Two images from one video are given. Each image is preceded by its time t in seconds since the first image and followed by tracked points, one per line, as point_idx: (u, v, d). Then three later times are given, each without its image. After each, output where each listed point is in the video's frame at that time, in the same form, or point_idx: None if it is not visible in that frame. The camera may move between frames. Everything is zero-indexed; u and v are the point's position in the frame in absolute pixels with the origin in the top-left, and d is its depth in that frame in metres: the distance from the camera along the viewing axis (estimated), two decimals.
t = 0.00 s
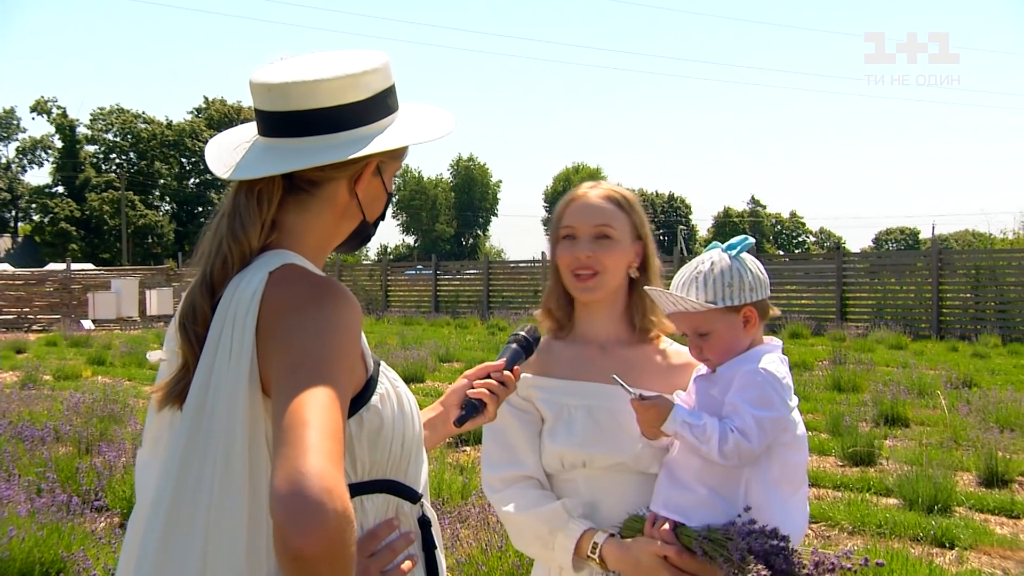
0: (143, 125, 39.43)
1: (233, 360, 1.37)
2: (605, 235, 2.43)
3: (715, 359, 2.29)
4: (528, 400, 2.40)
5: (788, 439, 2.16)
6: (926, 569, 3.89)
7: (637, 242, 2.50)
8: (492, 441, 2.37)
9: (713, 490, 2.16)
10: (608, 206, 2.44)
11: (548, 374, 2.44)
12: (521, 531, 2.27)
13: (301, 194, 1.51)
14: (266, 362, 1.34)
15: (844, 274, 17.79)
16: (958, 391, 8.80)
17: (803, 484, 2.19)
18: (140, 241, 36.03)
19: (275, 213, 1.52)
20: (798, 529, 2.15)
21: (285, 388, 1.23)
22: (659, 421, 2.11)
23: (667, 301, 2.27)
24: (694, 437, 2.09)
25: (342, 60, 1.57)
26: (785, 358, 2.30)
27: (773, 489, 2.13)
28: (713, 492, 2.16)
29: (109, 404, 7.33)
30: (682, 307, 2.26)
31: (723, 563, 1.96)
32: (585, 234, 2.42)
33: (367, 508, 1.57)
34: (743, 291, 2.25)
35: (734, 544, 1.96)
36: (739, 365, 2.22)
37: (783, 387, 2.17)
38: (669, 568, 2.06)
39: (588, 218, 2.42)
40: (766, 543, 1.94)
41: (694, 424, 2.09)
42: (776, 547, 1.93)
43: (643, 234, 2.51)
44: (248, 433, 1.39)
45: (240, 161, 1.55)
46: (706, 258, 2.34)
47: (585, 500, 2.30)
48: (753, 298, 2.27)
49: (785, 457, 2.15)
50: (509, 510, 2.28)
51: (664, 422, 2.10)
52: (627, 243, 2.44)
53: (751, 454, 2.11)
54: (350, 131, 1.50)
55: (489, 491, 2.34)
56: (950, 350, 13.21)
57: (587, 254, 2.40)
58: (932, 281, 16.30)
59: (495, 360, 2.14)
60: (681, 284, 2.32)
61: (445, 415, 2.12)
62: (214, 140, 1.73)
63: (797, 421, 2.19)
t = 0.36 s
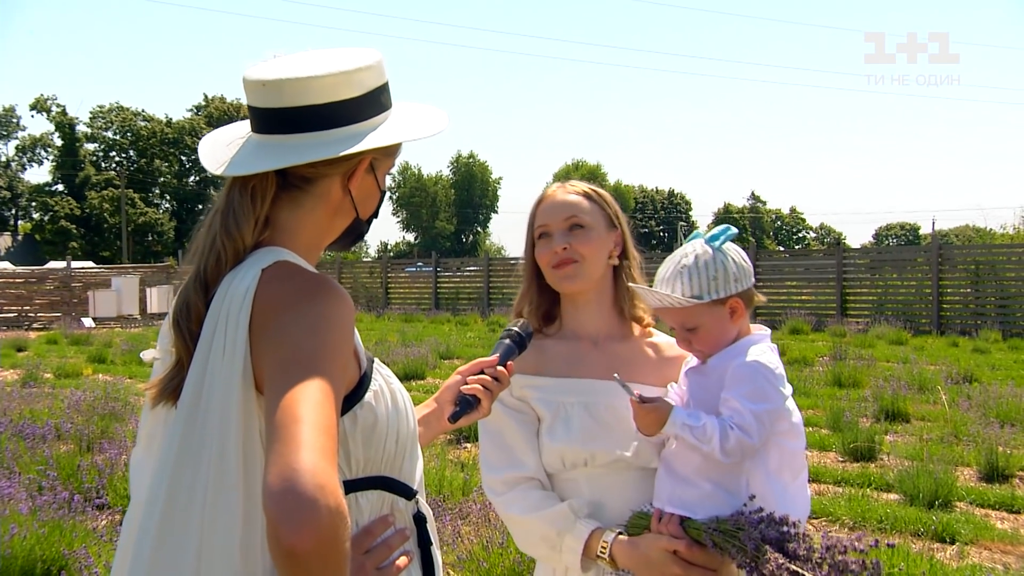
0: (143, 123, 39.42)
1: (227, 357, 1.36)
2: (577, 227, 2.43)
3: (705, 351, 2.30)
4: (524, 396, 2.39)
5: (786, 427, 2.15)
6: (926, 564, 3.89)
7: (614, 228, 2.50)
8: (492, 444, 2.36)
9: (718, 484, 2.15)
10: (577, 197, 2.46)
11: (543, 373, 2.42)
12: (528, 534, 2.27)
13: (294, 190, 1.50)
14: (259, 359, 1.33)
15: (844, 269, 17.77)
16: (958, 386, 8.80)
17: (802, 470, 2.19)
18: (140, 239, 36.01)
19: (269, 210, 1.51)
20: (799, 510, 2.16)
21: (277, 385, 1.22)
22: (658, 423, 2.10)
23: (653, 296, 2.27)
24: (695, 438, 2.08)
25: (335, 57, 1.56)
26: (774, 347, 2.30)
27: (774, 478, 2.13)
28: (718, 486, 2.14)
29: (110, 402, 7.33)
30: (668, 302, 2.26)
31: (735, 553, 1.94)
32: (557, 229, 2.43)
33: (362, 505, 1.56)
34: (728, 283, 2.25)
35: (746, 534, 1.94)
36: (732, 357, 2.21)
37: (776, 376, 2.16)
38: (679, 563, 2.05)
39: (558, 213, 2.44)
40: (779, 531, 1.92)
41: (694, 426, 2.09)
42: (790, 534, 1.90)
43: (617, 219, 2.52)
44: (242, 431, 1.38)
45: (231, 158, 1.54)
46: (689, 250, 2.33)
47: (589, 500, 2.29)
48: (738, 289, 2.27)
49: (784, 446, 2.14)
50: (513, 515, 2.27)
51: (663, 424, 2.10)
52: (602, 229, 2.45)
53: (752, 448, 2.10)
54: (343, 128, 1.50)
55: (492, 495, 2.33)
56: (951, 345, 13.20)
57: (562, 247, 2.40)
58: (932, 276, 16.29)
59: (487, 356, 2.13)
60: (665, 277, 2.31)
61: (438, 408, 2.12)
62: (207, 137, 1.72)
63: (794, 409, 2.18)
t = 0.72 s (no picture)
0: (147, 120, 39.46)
1: (225, 354, 1.35)
2: (573, 231, 2.42)
3: (689, 347, 2.28)
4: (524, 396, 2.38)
5: (771, 427, 2.12)
6: (929, 564, 3.87)
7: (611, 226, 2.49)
8: (491, 442, 2.36)
9: (707, 485, 2.13)
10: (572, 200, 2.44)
11: (544, 372, 2.42)
12: (525, 532, 2.26)
13: (291, 188, 1.49)
14: (257, 356, 1.32)
15: (848, 269, 17.73)
16: (962, 387, 8.77)
17: (792, 469, 2.16)
18: (143, 236, 36.05)
19: (267, 208, 1.50)
20: (792, 510, 2.14)
21: (276, 383, 1.21)
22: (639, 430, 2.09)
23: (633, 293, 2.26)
24: (673, 445, 2.08)
25: (333, 55, 1.55)
26: (761, 344, 2.27)
27: (762, 477, 2.10)
28: (707, 487, 2.13)
29: (113, 398, 7.33)
30: (647, 298, 2.25)
31: (724, 555, 1.93)
32: (553, 235, 2.42)
33: (361, 502, 1.56)
34: (708, 279, 2.23)
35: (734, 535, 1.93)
36: (713, 355, 2.20)
37: (757, 374, 2.14)
38: (672, 564, 2.04)
39: (552, 219, 2.43)
40: (767, 532, 1.93)
41: (673, 433, 2.08)
42: (777, 535, 1.92)
43: (615, 216, 2.51)
44: (240, 429, 1.37)
45: (226, 156, 1.53)
46: (672, 247, 2.31)
47: (586, 500, 2.28)
48: (720, 285, 2.24)
49: (770, 445, 2.12)
50: (510, 513, 2.27)
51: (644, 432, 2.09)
52: (599, 231, 2.44)
53: (733, 450, 2.09)
54: (340, 126, 1.49)
55: (490, 493, 2.32)
56: (955, 345, 13.16)
57: (560, 255, 2.40)
58: (936, 276, 16.25)
59: (482, 355, 2.12)
60: (648, 275, 2.29)
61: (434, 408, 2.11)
62: (204, 135, 1.71)
63: (779, 408, 2.16)
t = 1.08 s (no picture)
0: (151, 115, 39.48)
1: (232, 347, 1.36)
2: (579, 226, 2.42)
3: (677, 342, 2.27)
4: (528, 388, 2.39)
5: (757, 417, 2.13)
6: (932, 561, 3.86)
7: (618, 225, 2.48)
8: (494, 424, 2.38)
9: (699, 479, 2.12)
10: (579, 196, 2.43)
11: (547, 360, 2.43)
12: (525, 514, 2.27)
13: (296, 183, 1.49)
14: (264, 348, 1.32)
15: (852, 266, 17.71)
16: (965, 384, 8.76)
17: (785, 460, 2.15)
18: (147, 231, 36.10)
19: (272, 202, 1.50)
20: (785, 506, 2.11)
21: (283, 374, 1.21)
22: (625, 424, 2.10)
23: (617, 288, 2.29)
24: (659, 438, 2.07)
25: (336, 50, 1.55)
26: (748, 335, 2.25)
27: (752, 468, 2.10)
28: (698, 481, 2.12)
29: (117, 393, 7.35)
30: (628, 292, 2.27)
31: (712, 550, 1.93)
32: (558, 229, 2.43)
33: (367, 494, 1.55)
34: (688, 273, 2.22)
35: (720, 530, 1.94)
36: (697, 347, 2.19)
37: (740, 364, 2.13)
38: (666, 558, 2.04)
39: (559, 212, 2.43)
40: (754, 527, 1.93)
41: (658, 426, 2.07)
42: (764, 529, 1.91)
43: (622, 215, 2.50)
44: (247, 421, 1.37)
45: (229, 152, 1.53)
46: (656, 246, 2.31)
47: (586, 488, 2.28)
48: (701, 279, 2.23)
49: (758, 435, 2.12)
50: (511, 495, 2.29)
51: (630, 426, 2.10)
52: (604, 229, 2.43)
53: (719, 441, 2.08)
54: (344, 121, 1.48)
55: (493, 471, 2.34)
56: (959, 343, 13.13)
57: (562, 247, 2.41)
58: (940, 274, 16.22)
59: (484, 348, 2.12)
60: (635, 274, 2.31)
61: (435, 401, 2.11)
62: (207, 128, 1.71)
63: (765, 398, 2.15)
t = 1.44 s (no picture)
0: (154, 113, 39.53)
1: (240, 345, 1.36)
2: (600, 226, 2.42)
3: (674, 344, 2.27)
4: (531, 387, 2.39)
5: (762, 411, 2.13)
6: (936, 560, 3.86)
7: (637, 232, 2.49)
8: (498, 431, 2.38)
9: (708, 477, 2.13)
10: (605, 196, 2.44)
11: (551, 365, 2.42)
12: (531, 521, 2.27)
13: (304, 180, 1.49)
14: (273, 346, 1.32)
15: (855, 264, 17.69)
16: (969, 383, 8.75)
17: (791, 453, 2.15)
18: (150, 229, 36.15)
19: (280, 200, 1.50)
20: (794, 498, 2.11)
21: (292, 371, 1.21)
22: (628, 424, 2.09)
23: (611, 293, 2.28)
24: (666, 437, 2.07)
25: (344, 47, 1.55)
26: (744, 331, 2.25)
27: (759, 463, 2.10)
28: (707, 479, 2.12)
29: (121, 391, 7.37)
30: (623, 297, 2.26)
31: (725, 548, 1.93)
32: (579, 224, 2.43)
33: (374, 491, 1.55)
34: (681, 275, 2.22)
35: (735, 528, 1.94)
36: (695, 347, 2.19)
37: (739, 359, 2.13)
38: (677, 557, 2.03)
39: (583, 208, 2.42)
40: (769, 526, 1.93)
41: (664, 425, 2.07)
42: (778, 528, 1.91)
43: (644, 223, 2.51)
44: (255, 419, 1.37)
45: (238, 149, 1.53)
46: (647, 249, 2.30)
47: (592, 490, 2.28)
48: (693, 280, 2.23)
49: (762, 430, 2.12)
50: (517, 499, 2.28)
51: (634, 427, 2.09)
52: (623, 235, 2.44)
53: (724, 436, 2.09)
54: (352, 118, 1.48)
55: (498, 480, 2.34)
56: (962, 341, 13.12)
57: (581, 243, 2.41)
58: (944, 272, 16.21)
59: (492, 344, 2.13)
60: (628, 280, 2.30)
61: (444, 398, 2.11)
62: (214, 126, 1.71)
63: (769, 393, 2.15)
